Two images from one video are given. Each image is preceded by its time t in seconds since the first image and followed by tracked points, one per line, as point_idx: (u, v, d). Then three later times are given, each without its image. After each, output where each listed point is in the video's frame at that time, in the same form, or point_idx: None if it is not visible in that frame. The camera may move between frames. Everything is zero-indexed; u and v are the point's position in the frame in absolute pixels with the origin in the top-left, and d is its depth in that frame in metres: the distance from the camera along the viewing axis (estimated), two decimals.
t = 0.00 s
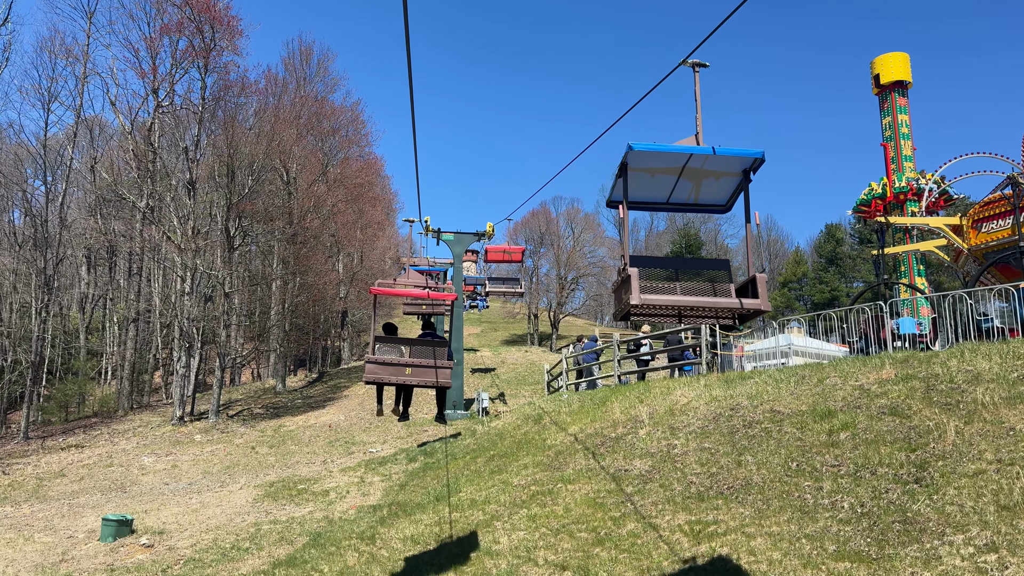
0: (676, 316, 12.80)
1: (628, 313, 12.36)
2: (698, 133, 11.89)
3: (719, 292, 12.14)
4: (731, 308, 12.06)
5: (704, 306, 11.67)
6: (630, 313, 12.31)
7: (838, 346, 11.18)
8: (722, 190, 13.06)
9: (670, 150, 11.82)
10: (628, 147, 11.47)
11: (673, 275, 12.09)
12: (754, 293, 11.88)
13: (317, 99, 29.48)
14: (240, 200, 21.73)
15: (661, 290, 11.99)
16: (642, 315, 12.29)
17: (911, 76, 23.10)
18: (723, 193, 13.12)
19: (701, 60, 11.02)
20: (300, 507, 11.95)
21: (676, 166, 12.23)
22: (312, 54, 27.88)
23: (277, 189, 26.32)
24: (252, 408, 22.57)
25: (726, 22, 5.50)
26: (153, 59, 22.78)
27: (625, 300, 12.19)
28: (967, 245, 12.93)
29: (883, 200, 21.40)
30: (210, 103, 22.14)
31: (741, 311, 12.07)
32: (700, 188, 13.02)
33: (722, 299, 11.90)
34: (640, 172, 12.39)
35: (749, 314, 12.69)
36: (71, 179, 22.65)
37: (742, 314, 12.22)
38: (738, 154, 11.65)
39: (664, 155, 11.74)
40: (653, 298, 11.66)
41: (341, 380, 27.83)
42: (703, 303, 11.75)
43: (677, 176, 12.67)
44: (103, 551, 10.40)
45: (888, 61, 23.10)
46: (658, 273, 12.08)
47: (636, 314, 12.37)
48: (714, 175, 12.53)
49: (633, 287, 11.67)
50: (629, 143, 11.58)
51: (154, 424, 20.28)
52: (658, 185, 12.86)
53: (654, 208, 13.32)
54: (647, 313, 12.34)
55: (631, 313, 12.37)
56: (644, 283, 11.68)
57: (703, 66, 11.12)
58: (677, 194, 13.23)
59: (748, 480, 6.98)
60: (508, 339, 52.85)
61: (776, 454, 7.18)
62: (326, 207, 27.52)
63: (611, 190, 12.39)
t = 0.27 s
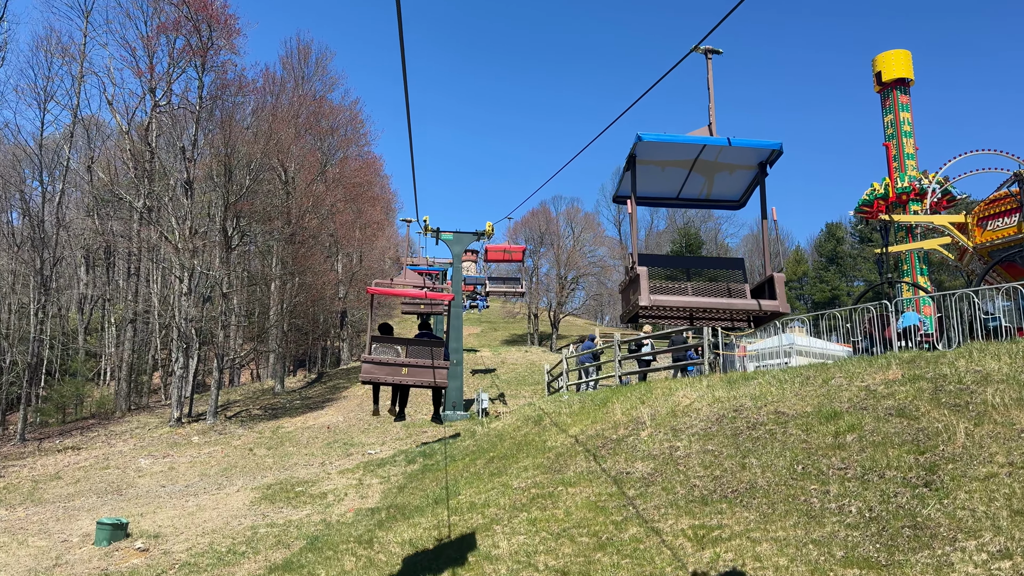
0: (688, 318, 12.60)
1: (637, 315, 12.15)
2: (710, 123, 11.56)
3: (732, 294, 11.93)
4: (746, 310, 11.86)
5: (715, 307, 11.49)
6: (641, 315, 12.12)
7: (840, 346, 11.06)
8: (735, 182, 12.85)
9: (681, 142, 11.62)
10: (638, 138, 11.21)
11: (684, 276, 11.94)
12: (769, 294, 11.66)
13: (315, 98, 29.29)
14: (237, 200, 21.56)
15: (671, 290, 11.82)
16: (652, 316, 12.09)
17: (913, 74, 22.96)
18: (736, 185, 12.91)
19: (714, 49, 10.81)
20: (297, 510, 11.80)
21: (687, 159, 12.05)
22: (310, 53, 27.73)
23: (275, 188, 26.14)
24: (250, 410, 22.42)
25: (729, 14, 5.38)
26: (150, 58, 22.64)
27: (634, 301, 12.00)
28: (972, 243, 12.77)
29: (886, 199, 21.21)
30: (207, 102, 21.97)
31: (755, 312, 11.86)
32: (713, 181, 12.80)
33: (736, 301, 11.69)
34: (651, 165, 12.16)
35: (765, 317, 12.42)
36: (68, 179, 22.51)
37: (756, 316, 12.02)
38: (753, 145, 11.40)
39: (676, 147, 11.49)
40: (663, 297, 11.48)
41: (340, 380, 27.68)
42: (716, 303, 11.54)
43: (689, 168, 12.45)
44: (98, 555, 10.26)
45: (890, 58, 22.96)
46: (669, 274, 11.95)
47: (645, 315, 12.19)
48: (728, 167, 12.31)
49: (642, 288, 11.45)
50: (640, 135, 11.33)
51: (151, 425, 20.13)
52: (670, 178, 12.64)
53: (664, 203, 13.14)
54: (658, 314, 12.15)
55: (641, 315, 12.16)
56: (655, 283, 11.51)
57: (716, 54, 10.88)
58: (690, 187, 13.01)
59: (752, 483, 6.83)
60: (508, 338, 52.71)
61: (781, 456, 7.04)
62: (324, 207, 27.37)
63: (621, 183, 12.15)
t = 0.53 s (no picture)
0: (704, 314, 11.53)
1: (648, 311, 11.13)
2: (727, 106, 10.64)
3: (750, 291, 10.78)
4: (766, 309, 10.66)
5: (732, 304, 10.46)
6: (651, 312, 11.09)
7: (843, 346, 10.88)
8: (752, 173, 12.00)
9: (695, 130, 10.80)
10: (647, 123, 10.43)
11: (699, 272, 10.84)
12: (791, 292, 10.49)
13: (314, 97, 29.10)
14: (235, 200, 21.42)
15: (684, 287, 10.77)
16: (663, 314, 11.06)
17: (916, 71, 22.81)
18: (754, 175, 12.05)
19: (731, 30, 9.92)
20: (294, 512, 11.65)
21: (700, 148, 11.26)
22: (308, 52, 27.59)
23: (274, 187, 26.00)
24: (249, 410, 22.29)
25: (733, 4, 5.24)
26: (148, 57, 22.50)
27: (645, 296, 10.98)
28: (977, 241, 12.65)
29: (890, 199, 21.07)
30: (205, 101, 21.82)
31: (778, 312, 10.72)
32: (728, 170, 11.95)
33: (757, 299, 10.54)
34: (661, 151, 11.37)
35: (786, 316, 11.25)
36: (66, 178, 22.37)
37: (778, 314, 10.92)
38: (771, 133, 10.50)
39: (688, 133, 10.68)
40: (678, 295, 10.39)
41: (339, 380, 27.56)
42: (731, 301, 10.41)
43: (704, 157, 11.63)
44: (92, 559, 10.10)
45: (892, 55, 22.82)
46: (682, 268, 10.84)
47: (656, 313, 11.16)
48: (744, 156, 11.44)
49: (654, 284, 10.33)
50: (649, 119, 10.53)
51: (149, 426, 19.99)
52: (682, 166, 11.85)
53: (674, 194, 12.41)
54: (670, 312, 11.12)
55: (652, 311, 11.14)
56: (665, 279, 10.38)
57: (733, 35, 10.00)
58: (704, 176, 12.20)
59: (758, 485, 6.68)
60: (508, 338, 52.59)
61: (786, 458, 6.88)
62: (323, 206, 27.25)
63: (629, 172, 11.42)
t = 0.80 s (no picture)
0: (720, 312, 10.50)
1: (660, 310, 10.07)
2: (746, 86, 9.67)
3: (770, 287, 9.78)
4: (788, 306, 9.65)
5: (753, 301, 9.46)
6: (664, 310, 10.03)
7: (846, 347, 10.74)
8: (770, 159, 11.14)
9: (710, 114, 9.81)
10: (659, 108, 9.54)
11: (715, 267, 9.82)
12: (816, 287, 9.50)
13: (312, 95, 28.93)
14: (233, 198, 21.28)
15: (699, 283, 9.70)
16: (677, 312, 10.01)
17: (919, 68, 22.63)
18: (772, 161, 11.13)
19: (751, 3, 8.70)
20: (292, 514, 11.51)
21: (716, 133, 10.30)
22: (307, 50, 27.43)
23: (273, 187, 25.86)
24: (248, 411, 22.16)
25: None
26: (146, 55, 22.36)
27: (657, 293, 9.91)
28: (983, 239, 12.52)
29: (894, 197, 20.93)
30: (203, 100, 21.66)
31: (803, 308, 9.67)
32: (744, 156, 11.09)
33: (779, 295, 9.56)
34: (673, 138, 10.49)
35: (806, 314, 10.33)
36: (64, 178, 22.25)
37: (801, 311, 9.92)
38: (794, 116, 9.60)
39: (703, 118, 9.79)
40: (695, 292, 9.32)
41: (339, 380, 27.42)
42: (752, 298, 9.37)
43: (719, 143, 10.76)
44: (86, 562, 9.96)
45: (895, 52, 22.64)
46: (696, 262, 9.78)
47: (668, 312, 10.11)
48: (763, 142, 10.56)
49: (668, 280, 9.27)
50: (661, 102, 9.61)
51: (147, 427, 19.86)
52: (695, 153, 10.98)
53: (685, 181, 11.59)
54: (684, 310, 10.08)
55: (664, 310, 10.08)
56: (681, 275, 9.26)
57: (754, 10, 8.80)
58: (719, 164, 11.35)
59: (763, 488, 6.53)
60: (509, 338, 52.46)
61: (792, 460, 6.73)
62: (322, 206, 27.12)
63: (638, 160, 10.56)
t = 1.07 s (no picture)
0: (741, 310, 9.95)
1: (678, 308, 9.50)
2: (768, 62, 9.04)
3: (795, 280, 9.29)
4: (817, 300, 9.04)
5: (776, 294, 8.94)
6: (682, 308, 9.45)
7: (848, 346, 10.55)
8: (793, 143, 10.49)
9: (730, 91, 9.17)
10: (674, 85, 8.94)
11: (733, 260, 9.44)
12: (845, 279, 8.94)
13: (312, 93, 28.77)
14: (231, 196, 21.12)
15: (719, 277, 9.21)
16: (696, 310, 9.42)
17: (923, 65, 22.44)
18: (795, 145, 10.51)
19: None
20: (289, 516, 11.36)
21: (736, 115, 9.69)
22: (306, 48, 27.25)
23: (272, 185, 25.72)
24: (246, 411, 22.02)
25: None
26: (144, 53, 22.25)
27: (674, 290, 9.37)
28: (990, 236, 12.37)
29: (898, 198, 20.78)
30: (201, 98, 21.51)
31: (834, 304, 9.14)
32: (766, 140, 10.46)
33: (805, 288, 9.01)
34: (690, 120, 9.89)
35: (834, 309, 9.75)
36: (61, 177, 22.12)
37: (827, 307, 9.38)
38: (821, 95, 8.96)
39: (722, 97, 9.16)
40: (716, 284, 8.78)
41: (338, 380, 27.26)
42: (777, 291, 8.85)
43: (739, 125, 10.14)
44: (80, 564, 9.81)
45: (898, 49, 22.45)
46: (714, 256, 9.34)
47: (687, 308, 9.51)
48: (786, 124, 9.92)
49: (688, 272, 8.72)
50: (678, 79, 9.01)
51: (145, 427, 19.71)
52: (714, 136, 10.36)
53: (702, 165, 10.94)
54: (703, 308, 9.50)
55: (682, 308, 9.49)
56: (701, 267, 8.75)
57: None
58: (738, 148, 10.71)
59: (769, 490, 6.38)
60: (510, 338, 52.31)
61: (799, 461, 6.59)
62: (321, 205, 26.99)
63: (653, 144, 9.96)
